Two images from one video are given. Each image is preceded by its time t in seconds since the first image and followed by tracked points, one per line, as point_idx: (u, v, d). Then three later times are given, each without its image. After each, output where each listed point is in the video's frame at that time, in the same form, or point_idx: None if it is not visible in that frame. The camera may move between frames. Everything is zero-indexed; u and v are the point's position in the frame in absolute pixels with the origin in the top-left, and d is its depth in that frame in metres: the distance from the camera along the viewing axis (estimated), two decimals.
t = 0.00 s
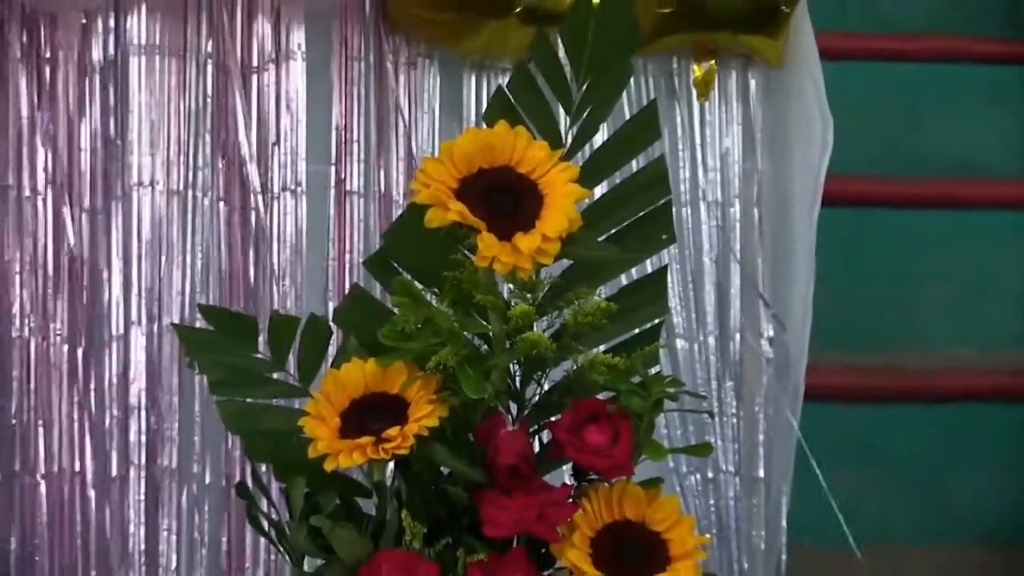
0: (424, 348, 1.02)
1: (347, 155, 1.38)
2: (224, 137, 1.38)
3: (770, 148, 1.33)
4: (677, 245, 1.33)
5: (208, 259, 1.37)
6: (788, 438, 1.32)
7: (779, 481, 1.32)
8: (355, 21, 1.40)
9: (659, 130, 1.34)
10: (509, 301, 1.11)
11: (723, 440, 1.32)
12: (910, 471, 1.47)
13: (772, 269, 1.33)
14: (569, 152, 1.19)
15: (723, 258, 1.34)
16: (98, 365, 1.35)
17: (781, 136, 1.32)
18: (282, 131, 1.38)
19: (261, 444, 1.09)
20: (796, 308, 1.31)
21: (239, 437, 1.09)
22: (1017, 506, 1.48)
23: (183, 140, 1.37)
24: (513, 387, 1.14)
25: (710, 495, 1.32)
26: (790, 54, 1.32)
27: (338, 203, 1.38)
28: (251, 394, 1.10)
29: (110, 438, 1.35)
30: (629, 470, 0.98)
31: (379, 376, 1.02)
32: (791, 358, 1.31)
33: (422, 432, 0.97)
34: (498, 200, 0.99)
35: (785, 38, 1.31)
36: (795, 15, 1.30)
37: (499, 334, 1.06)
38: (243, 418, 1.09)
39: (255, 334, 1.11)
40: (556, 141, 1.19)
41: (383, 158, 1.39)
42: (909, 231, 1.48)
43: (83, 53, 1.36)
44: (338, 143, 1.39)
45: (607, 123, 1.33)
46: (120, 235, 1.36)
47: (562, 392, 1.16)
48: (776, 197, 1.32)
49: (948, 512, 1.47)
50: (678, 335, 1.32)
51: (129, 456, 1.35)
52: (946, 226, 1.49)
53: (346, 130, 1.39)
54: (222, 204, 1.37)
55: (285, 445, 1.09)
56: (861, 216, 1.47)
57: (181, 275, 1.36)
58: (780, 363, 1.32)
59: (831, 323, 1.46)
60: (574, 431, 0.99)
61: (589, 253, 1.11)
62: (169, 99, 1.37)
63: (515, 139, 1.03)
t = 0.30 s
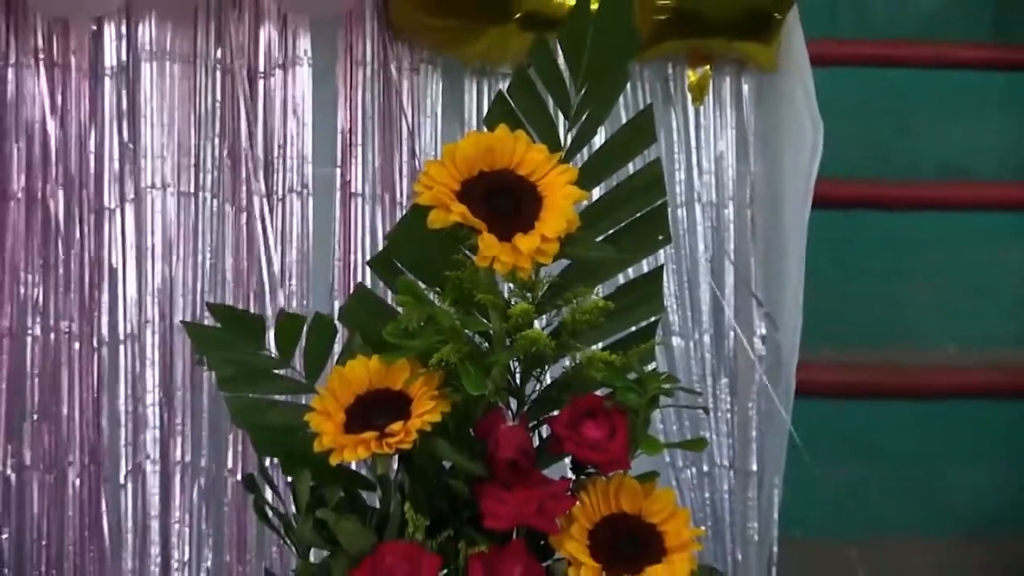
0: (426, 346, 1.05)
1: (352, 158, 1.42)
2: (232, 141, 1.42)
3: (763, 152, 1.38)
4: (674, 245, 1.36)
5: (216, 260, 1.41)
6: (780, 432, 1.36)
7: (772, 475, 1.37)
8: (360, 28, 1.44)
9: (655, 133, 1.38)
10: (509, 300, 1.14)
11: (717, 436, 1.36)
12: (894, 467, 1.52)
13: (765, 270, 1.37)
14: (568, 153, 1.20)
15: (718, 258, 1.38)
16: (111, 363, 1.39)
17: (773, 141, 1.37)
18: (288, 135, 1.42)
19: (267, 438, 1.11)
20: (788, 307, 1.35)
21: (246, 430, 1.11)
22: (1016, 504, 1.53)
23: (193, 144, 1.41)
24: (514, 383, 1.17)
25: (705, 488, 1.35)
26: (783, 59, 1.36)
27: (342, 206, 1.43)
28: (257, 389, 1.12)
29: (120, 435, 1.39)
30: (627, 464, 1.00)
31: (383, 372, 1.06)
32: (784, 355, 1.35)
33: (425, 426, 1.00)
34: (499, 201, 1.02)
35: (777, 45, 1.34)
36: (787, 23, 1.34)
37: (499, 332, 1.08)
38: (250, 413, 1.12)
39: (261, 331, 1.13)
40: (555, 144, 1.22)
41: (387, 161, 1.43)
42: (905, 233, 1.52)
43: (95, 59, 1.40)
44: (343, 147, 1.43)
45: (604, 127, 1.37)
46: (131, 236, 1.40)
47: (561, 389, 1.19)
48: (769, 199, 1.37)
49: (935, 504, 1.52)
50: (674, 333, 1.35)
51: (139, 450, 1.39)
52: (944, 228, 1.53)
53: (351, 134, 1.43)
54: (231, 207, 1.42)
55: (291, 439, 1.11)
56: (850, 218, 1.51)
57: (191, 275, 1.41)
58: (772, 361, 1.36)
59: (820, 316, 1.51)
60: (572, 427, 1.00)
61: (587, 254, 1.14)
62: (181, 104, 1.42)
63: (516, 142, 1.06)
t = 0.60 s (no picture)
0: (428, 344, 1.09)
1: (356, 163, 1.48)
2: (241, 147, 1.47)
3: (753, 157, 1.43)
4: (667, 247, 1.42)
5: (226, 262, 1.46)
6: (770, 427, 1.41)
7: (761, 468, 1.42)
8: (364, 38, 1.49)
9: (650, 138, 1.43)
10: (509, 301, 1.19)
11: (709, 430, 1.41)
12: (880, 460, 1.58)
13: (755, 271, 1.42)
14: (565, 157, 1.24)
15: (710, 259, 1.42)
16: (124, 361, 1.44)
17: (763, 147, 1.42)
18: (295, 141, 1.47)
19: (275, 433, 1.15)
20: (777, 306, 1.41)
21: (255, 426, 1.15)
22: (998, 495, 1.59)
23: (204, 150, 1.47)
24: (513, 379, 1.22)
25: (696, 481, 1.40)
26: (771, 69, 1.42)
27: (347, 209, 1.48)
28: (266, 386, 1.16)
29: (133, 430, 1.44)
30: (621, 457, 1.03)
31: (386, 369, 1.11)
32: (771, 353, 1.41)
33: (428, 421, 1.05)
34: (499, 205, 1.04)
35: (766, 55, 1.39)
36: (775, 34, 1.40)
37: (499, 330, 1.12)
38: (259, 409, 1.16)
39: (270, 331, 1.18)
40: (553, 148, 1.26)
41: (390, 165, 1.49)
42: (896, 237, 1.60)
43: (109, 69, 1.45)
44: (348, 152, 1.48)
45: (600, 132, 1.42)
46: (143, 239, 1.45)
47: (558, 386, 1.23)
48: (758, 202, 1.42)
49: (919, 494, 1.58)
50: (667, 331, 1.40)
51: (151, 445, 1.44)
52: (927, 230, 1.60)
53: (356, 140, 1.48)
54: (239, 210, 1.47)
55: (298, 434, 1.16)
56: (834, 218, 1.58)
57: (202, 276, 1.46)
58: (761, 359, 1.42)
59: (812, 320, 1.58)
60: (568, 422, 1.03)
61: (584, 255, 1.18)
62: (191, 111, 1.47)
63: (515, 149, 1.08)
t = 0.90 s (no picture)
0: (430, 343, 1.14)
1: (361, 167, 1.52)
2: (249, 151, 1.51)
3: (746, 160, 1.48)
4: (662, 248, 1.47)
5: (234, 263, 1.50)
6: (762, 423, 1.45)
7: (753, 462, 1.46)
8: (368, 45, 1.54)
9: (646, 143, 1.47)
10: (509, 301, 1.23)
11: (701, 425, 1.45)
12: (868, 455, 1.62)
13: (747, 272, 1.46)
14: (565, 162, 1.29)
15: (704, 260, 1.47)
16: (135, 359, 1.48)
17: (757, 151, 1.47)
18: (301, 146, 1.51)
19: (282, 429, 1.19)
20: (768, 306, 1.44)
21: (262, 421, 1.19)
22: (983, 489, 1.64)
23: (212, 154, 1.51)
24: (513, 376, 1.26)
25: (690, 476, 1.45)
26: (764, 75, 1.45)
27: (351, 211, 1.52)
28: (273, 383, 1.20)
29: (144, 427, 1.48)
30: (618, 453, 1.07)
31: (390, 367, 1.15)
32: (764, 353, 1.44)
33: (430, 418, 1.09)
34: (500, 207, 1.08)
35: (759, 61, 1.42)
36: (767, 40, 1.43)
37: (500, 329, 1.16)
38: (266, 404, 1.20)
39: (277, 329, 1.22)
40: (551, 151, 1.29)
41: (394, 169, 1.53)
42: (886, 239, 1.65)
43: (121, 75, 1.50)
44: (352, 156, 1.52)
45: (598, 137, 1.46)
46: (153, 240, 1.49)
47: (556, 383, 1.26)
48: (751, 205, 1.47)
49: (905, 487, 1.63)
50: (662, 330, 1.45)
51: (161, 442, 1.49)
52: (913, 233, 1.65)
53: (361, 144, 1.53)
54: (248, 212, 1.51)
55: (304, 429, 1.19)
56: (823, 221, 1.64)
57: (211, 277, 1.50)
58: (753, 357, 1.46)
59: (802, 318, 1.64)
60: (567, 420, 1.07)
61: (582, 257, 1.22)
62: (200, 116, 1.51)
63: (515, 152, 1.12)
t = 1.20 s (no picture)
0: (434, 342, 1.19)
1: (366, 171, 1.57)
2: (258, 156, 1.57)
3: (738, 166, 1.53)
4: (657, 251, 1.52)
5: (244, 264, 1.56)
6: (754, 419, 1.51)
7: (745, 457, 1.52)
8: (374, 54, 1.59)
9: (642, 149, 1.53)
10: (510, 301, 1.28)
11: (696, 421, 1.50)
12: (858, 450, 1.68)
13: (739, 274, 1.52)
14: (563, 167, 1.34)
15: (697, 261, 1.52)
16: (149, 358, 1.54)
17: (749, 156, 1.52)
18: (308, 152, 1.56)
19: (291, 425, 1.24)
20: (758, 305, 1.50)
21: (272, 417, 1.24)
22: (968, 482, 1.69)
23: (223, 159, 1.56)
24: (513, 374, 1.31)
25: (684, 470, 1.50)
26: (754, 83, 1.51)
27: (357, 215, 1.57)
28: (282, 381, 1.25)
29: (157, 423, 1.54)
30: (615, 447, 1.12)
31: (394, 365, 1.20)
32: (755, 352, 1.50)
33: (433, 413, 1.14)
34: (500, 211, 1.13)
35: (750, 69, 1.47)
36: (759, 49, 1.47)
37: (501, 329, 1.21)
38: (276, 402, 1.25)
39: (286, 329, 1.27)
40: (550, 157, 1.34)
41: (398, 173, 1.58)
42: (876, 241, 1.70)
43: (135, 83, 1.55)
44: (357, 161, 1.58)
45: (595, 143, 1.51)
46: (166, 243, 1.54)
47: (555, 381, 1.31)
48: (743, 210, 1.53)
49: (893, 481, 1.69)
50: (656, 330, 1.50)
51: (174, 437, 1.54)
52: (902, 234, 1.70)
53: (366, 150, 1.58)
54: (257, 216, 1.57)
55: (312, 425, 1.24)
56: (814, 225, 1.69)
57: (222, 278, 1.55)
58: (745, 356, 1.52)
59: (794, 318, 1.69)
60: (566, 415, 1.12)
61: (580, 259, 1.27)
62: (210, 123, 1.56)
63: (515, 159, 1.17)
